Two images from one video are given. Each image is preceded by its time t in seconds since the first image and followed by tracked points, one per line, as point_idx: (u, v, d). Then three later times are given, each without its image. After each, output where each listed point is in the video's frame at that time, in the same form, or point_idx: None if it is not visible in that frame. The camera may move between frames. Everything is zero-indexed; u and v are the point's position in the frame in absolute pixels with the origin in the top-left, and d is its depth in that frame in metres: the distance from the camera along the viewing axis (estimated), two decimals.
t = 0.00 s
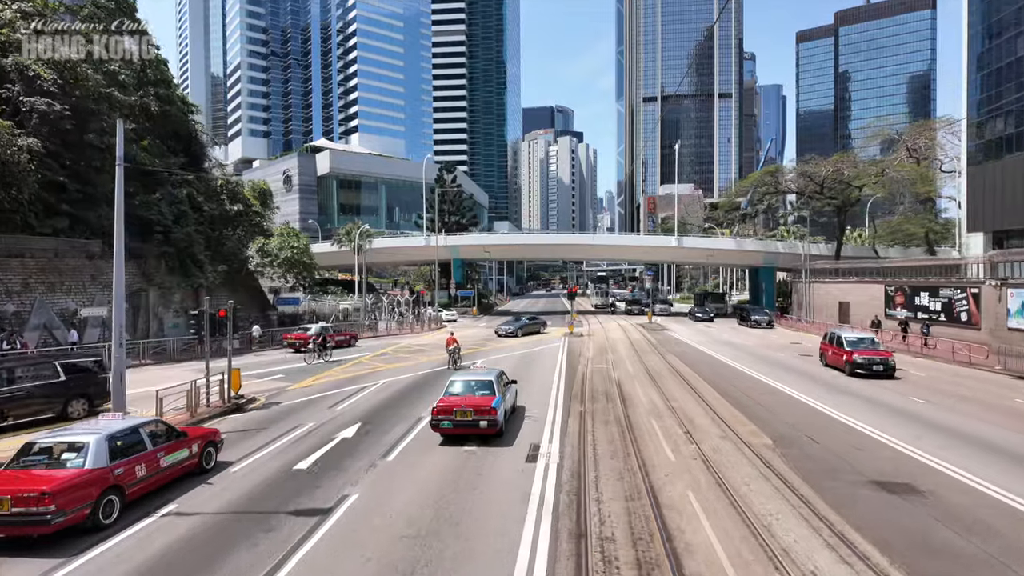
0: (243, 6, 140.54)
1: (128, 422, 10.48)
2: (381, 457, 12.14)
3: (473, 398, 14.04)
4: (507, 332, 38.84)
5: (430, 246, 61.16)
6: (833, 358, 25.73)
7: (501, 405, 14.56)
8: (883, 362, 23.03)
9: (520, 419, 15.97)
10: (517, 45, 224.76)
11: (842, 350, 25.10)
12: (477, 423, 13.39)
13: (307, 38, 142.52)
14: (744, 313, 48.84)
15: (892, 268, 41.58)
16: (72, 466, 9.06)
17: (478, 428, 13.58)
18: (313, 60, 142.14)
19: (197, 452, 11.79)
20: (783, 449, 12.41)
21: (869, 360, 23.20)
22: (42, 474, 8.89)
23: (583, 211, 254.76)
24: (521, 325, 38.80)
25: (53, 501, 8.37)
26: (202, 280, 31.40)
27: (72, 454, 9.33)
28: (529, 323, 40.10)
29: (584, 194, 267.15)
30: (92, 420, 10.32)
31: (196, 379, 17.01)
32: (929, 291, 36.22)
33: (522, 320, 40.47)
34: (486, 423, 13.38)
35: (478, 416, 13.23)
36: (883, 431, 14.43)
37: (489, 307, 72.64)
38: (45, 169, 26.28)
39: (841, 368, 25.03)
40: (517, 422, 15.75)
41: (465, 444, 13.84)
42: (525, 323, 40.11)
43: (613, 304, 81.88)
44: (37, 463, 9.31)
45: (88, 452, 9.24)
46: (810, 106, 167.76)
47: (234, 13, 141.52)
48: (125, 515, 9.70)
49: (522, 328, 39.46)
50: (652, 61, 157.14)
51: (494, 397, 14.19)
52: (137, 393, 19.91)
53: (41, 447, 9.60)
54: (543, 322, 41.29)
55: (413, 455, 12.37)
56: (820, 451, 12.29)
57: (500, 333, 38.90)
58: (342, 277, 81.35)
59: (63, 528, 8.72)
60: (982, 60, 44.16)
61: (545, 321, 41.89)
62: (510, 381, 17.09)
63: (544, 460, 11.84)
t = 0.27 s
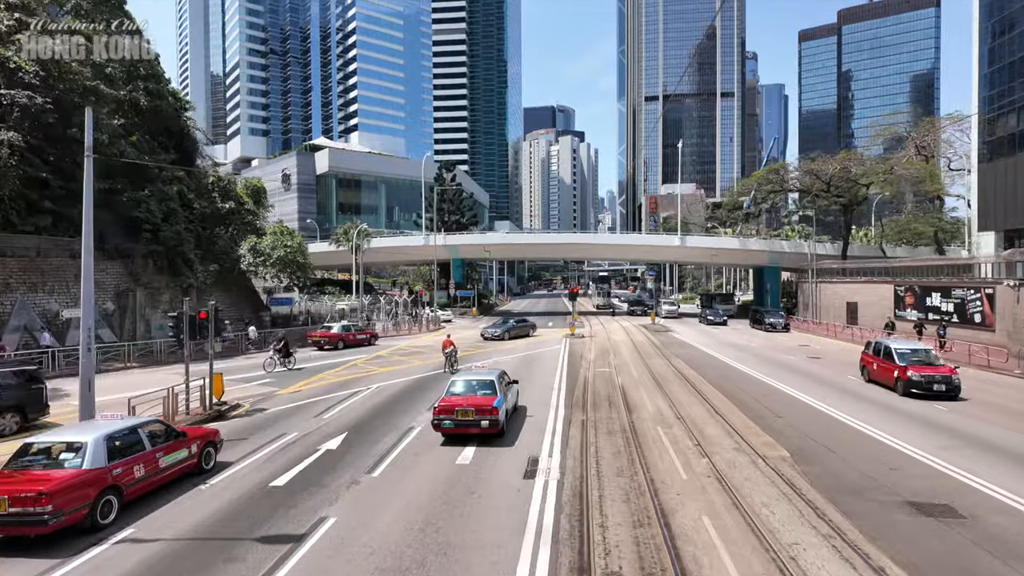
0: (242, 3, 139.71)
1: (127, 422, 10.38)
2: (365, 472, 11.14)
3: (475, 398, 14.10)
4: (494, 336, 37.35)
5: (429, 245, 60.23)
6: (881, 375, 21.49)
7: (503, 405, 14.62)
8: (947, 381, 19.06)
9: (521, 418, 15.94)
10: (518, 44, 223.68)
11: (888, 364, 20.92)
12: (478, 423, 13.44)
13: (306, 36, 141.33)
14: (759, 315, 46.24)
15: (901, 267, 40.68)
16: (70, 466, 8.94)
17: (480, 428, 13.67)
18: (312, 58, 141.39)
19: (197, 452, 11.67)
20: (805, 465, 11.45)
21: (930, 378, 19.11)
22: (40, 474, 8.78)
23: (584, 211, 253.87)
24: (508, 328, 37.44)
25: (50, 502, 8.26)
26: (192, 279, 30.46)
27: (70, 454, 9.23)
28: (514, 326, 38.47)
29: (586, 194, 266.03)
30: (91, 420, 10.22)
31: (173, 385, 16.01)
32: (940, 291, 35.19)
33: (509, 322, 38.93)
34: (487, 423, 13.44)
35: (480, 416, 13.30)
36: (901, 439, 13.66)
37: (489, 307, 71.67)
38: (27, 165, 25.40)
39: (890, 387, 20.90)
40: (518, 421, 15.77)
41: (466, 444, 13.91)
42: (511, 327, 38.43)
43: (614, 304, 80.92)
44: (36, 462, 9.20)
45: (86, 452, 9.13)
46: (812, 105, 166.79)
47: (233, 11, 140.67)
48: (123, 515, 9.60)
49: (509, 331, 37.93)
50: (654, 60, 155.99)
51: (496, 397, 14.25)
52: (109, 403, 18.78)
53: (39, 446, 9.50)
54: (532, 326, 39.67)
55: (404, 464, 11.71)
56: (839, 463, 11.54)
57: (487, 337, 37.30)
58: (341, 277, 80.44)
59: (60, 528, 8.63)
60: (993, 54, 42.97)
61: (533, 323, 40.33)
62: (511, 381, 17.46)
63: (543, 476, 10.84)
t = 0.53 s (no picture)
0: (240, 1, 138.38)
1: (122, 423, 10.32)
2: (346, 491, 10.24)
3: (476, 399, 14.27)
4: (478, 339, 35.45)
5: (428, 245, 59.27)
6: (949, 399, 16.62)
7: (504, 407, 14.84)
8: None
9: (521, 421, 15.84)
10: (519, 43, 222.63)
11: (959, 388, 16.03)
12: (478, 423, 13.69)
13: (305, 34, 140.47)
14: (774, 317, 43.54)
15: (910, 268, 39.73)
16: (63, 468, 8.86)
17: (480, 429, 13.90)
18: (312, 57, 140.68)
19: (193, 455, 11.55)
20: (828, 482, 10.47)
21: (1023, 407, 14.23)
22: (32, 477, 8.69)
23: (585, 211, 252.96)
24: (493, 331, 35.92)
25: (42, 505, 8.20)
26: (181, 280, 29.62)
27: (63, 456, 9.14)
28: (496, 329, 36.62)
29: (587, 193, 264.78)
30: (86, 422, 10.16)
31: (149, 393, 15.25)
32: (951, 292, 34.13)
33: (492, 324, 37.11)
34: (487, 423, 13.72)
35: (479, 416, 13.54)
36: (920, 448, 12.93)
37: (488, 308, 70.73)
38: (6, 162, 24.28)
39: (962, 412, 16.18)
40: (518, 421, 15.87)
41: (468, 444, 14.20)
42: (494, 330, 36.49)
43: (615, 304, 79.97)
44: (28, 465, 9.10)
45: (79, 454, 9.04)
46: (814, 105, 165.84)
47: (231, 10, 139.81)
48: (117, 519, 9.48)
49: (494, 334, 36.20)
50: (655, 59, 155.09)
51: (496, 397, 14.51)
52: (80, 409, 17.73)
53: (31, 449, 9.41)
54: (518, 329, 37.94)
55: (395, 476, 11.09)
56: (855, 475, 10.92)
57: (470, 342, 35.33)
58: (339, 277, 79.48)
59: (53, 531, 8.53)
60: (1005, 50, 41.83)
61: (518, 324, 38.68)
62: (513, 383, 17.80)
63: (541, 495, 9.92)
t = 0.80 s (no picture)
0: None
1: (113, 426, 10.19)
2: (323, 514, 9.28)
3: (477, 399, 14.17)
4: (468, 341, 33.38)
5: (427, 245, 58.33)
6: None
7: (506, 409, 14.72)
8: None
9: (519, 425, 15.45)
10: (520, 42, 221.74)
11: None
12: (478, 424, 13.46)
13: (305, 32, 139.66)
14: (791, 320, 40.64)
15: (920, 267, 38.70)
16: (50, 472, 8.63)
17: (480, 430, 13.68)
18: (312, 56, 140.00)
19: (186, 458, 11.40)
20: (859, 508, 9.37)
21: None
22: (19, 481, 8.47)
23: (586, 211, 251.91)
24: (477, 334, 34.08)
25: (27, 510, 7.98)
26: (170, 279, 28.67)
27: (52, 459, 8.93)
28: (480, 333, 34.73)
29: (589, 193, 263.72)
30: (75, 425, 9.99)
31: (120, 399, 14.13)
32: (964, 292, 32.95)
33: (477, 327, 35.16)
34: (488, 424, 13.46)
35: (480, 416, 13.33)
36: (946, 459, 12.10)
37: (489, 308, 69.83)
38: None
39: None
40: (519, 423, 15.73)
41: (468, 445, 13.96)
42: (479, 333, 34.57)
43: (617, 305, 79.10)
44: (15, 469, 8.86)
45: (67, 457, 8.83)
46: (817, 104, 164.84)
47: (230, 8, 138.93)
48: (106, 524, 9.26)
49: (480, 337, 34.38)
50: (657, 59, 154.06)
51: (497, 398, 14.36)
52: (56, 416, 16.86)
53: (19, 453, 9.20)
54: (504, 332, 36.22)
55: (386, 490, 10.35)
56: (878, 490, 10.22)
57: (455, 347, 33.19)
58: (338, 277, 78.60)
59: (38, 536, 8.31)
60: (1018, 44, 40.68)
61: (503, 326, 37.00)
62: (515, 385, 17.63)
63: (540, 518, 8.96)
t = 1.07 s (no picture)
0: None
1: (98, 430, 9.84)
2: (297, 537, 8.34)
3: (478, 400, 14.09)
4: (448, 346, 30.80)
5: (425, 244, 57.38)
6: None
7: (506, 410, 14.65)
8: None
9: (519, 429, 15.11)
10: (520, 42, 221.01)
11: None
12: (479, 425, 13.41)
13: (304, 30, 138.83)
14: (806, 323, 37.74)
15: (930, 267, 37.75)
16: (30, 480, 8.30)
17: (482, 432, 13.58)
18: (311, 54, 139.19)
19: (175, 463, 11.06)
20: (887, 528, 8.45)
21: None
22: None
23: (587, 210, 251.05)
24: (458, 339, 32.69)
25: (3, 521, 7.63)
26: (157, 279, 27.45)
27: (32, 466, 8.59)
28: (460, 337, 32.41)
29: (589, 193, 262.93)
30: (58, 430, 9.63)
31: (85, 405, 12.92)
32: (976, 293, 31.96)
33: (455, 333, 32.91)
34: (489, 425, 13.38)
35: (481, 417, 13.26)
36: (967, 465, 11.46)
37: (488, 308, 69.02)
38: None
39: None
40: (522, 424, 15.69)
41: (470, 446, 13.94)
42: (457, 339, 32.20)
43: (618, 305, 78.19)
44: None
45: (48, 464, 8.50)
46: (818, 104, 163.77)
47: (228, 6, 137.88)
48: (88, 532, 8.96)
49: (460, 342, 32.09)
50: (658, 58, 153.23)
51: (498, 400, 14.27)
52: (31, 423, 15.97)
53: None
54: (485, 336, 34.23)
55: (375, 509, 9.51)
56: (893, 499, 9.69)
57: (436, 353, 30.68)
58: (336, 277, 77.78)
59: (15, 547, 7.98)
60: None
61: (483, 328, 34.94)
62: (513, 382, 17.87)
63: (538, 547, 7.99)
